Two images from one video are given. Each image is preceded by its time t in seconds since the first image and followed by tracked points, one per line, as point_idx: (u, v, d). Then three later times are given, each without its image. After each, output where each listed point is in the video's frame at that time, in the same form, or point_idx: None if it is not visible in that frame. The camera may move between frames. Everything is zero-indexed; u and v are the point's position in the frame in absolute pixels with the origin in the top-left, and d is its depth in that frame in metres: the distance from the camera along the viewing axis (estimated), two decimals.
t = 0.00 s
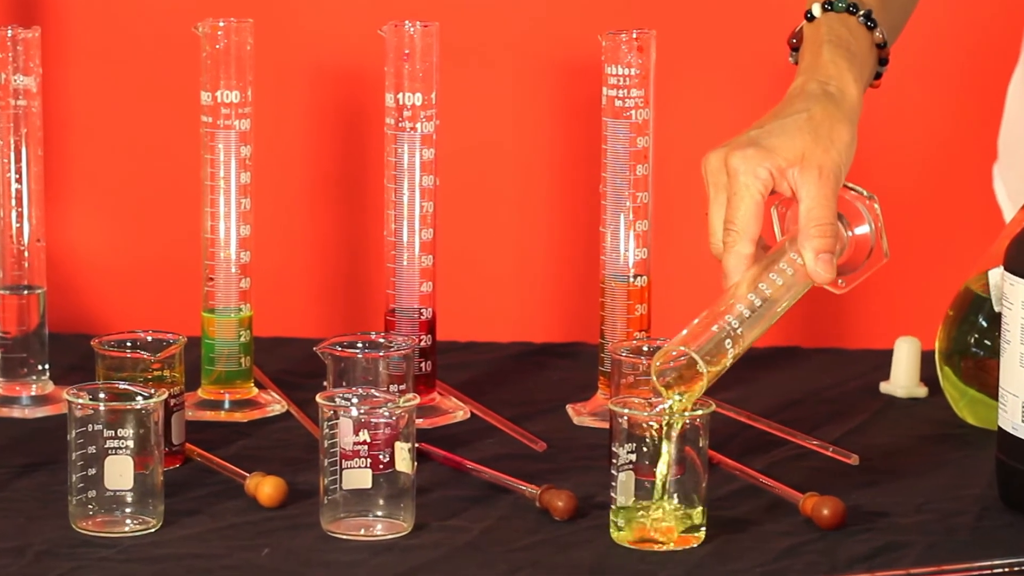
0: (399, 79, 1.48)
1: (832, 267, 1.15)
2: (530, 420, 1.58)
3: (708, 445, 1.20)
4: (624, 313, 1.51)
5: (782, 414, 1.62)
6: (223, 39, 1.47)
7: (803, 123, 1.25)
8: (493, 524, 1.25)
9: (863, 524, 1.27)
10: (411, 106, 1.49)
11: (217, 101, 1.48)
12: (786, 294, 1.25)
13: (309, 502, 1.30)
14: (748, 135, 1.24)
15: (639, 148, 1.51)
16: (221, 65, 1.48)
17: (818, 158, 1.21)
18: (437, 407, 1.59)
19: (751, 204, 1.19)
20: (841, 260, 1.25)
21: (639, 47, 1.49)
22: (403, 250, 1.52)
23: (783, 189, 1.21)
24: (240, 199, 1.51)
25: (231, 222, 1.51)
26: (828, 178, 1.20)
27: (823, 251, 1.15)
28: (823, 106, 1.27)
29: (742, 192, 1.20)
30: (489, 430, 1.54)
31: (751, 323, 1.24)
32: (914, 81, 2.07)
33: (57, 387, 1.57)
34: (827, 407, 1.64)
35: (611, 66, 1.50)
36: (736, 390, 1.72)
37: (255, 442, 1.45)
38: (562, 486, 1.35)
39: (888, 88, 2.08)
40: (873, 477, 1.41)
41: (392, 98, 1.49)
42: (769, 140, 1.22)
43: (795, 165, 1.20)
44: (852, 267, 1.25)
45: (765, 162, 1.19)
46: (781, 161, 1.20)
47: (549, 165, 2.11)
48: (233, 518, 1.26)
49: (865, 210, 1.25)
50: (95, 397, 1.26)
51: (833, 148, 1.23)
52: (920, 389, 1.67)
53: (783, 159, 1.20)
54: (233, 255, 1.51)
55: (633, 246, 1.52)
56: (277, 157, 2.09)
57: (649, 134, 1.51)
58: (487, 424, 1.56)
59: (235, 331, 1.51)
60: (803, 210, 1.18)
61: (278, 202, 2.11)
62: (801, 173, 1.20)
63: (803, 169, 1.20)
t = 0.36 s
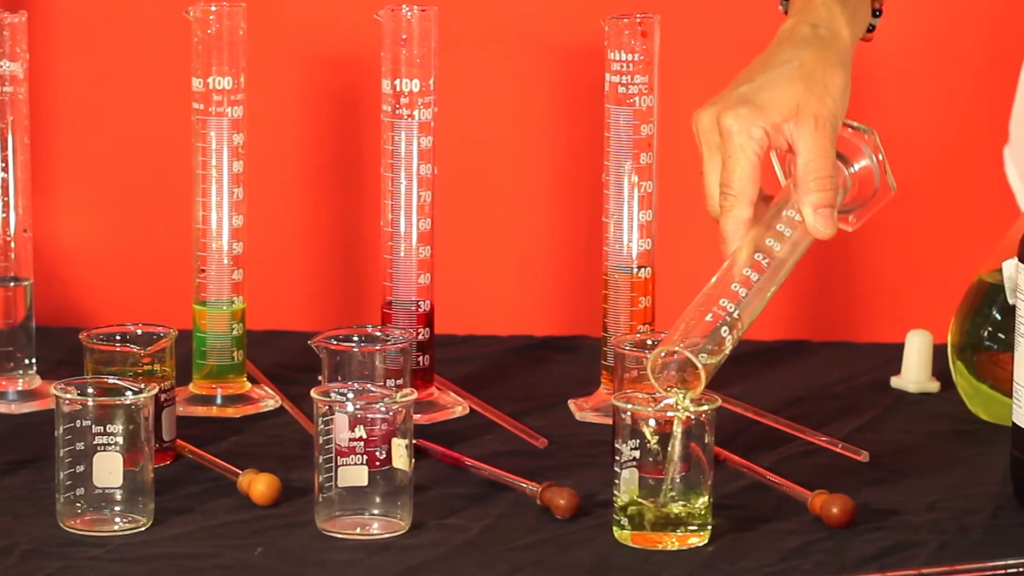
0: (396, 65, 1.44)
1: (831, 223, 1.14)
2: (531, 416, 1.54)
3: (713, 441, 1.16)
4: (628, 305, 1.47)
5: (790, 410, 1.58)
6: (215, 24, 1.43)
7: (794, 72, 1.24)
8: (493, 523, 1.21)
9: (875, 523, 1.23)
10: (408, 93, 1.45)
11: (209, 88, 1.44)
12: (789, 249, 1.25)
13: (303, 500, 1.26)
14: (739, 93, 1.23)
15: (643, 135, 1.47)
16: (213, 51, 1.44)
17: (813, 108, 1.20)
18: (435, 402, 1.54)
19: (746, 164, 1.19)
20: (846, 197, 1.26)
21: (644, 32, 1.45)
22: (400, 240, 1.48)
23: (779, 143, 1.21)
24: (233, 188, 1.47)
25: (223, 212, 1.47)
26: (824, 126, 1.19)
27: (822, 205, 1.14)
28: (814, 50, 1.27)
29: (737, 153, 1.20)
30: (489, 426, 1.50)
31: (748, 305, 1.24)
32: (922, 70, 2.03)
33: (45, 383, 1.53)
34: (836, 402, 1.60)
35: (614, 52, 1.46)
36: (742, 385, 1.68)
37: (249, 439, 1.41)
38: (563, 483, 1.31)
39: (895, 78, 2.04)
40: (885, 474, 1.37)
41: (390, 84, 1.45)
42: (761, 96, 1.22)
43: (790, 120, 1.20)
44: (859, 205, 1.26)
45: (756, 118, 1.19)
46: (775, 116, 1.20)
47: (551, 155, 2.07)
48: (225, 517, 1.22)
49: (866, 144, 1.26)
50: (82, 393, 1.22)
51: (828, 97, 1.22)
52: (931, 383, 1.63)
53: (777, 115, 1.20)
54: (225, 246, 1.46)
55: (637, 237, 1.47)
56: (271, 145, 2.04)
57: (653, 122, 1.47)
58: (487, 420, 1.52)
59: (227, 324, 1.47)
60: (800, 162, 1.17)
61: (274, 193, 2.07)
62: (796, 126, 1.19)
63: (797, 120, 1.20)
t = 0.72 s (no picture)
0: (394, 51, 1.42)
1: (829, 187, 1.12)
2: (532, 411, 1.50)
3: (719, 437, 1.12)
4: (630, 298, 1.45)
5: (797, 406, 1.54)
6: (207, 9, 1.40)
7: (781, 32, 1.21)
8: (492, 522, 1.17)
9: (886, 521, 1.19)
10: (405, 80, 1.42)
11: (200, 74, 1.40)
12: (791, 217, 1.21)
13: (297, 499, 1.22)
14: (727, 61, 1.21)
15: (646, 123, 1.43)
16: (204, 36, 1.40)
17: (804, 68, 1.18)
18: (432, 398, 1.50)
19: (739, 132, 1.16)
20: (846, 148, 1.25)
21: (647, 17, 1.41)
22: (396, 232, 1.45)
23: (772, 106, 1.19)
24: (225, 177, 1.43)
25: (214, 202, 1.43)
26: (814, 84, 1.16)
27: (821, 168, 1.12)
28: (800, 5, 1.25)
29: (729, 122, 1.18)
30: (489, 422, 1.46)
31: (746, 291, 1.19)
32: (928, 58, 2.00)
33: (32, 378, 1.52)
34: (844, 397, 1.56)
35: (617, 37, 1.43)
36: (747, 380, 1.64)
37: (242, 435, 1.37)
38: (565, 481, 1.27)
39: (904, 66, 2.00)
40: (896, 471, 1.33)
41: (386, 70, 1.43)
42: (749, 61, 1.19)
43: (781, 83, 1.17)
44: (861, 154, 1.26)
45: (745, 84, 1.17)
46: (763, 80, 1.18)
47: (553, 146, 2.03)
48: (217, 514, 1.18)
49: (860, 93, 1.25)
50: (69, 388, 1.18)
51: (818, 54, 1.19)
52: (942, 378, 1.59)
53: (767, 80, 1.18)
54: (216, 238, 1.43)
55: (641, 228, 1.45)
56: (265, 137, 2.01)
57: (656, 110, 1.44)
58: (486, 416, 1.48)
59: (219, 317, 1.44)
60: (795, 125, 1.14)
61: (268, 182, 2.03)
62: (788, 88, 1.17)
63: (787, 82, 1.17)
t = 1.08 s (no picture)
0: (393, 45, 1.41)
1: (840, 205, 1.14)
2: (534, 409, 1.49)
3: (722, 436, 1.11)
4: (632, 295, 1.42)
5: (800, 403, 1.53)
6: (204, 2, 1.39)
7: (798, 68, 1.27)
8: (491, 521, 1.15)
9: (893, 521, 1.18)
10: (405, 74, 1.41)
11: (198, 68, 1.40)
12: (798, 254, 1.18)
13: (294, 497, 1.20)
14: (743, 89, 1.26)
15: (649, 118, 1.41)
16: (202, 30, 1.39)
17: (815, 99, 1.23)
18: (432, 396, 1.49)
19: (750, 156, 1.20)
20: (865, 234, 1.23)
21: (650, 10, 1.40)
22: (396, 228, 1.44)
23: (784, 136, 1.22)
24: (222, 172, 1.43)
25: (212, 197, 1.43)
26: (827, 118, 1.21)
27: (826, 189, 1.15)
28: (814, 48, 1.32)
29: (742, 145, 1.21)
30: (490, 420, 1.44)
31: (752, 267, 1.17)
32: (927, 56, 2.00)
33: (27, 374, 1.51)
34: (847, 395, 1.55)
35: (620, 30, 1.41)
36: (751, 378, 1.63)
37: (240, 433, 1.36)
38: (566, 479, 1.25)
39: (904, 65, 2.01)
40: (902, 470, 1.31)
41: (385, 64, 1.42)
42: (763, 90, 1.24)
43: (794, 111, 1.21)
44: (880, 245, 1.23)
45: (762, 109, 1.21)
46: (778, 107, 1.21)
47: (556, 144, 2.02)
48: (213, 514, 1.16)
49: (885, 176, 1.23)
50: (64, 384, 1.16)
51: (832, 91, 1.25)
52: (948, 376, 1.58)
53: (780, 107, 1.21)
54: (213, 233, 1.42)
55: (643, 224, 1.43)
56: (263, 131, 2.01)
57: (659, 104, 1.42)
58: (487, 414, 1.47)
59: (216, 314, 1.43)
60: (806, 151, 1.18)
61: (268, 179, 2.03)
62: (801, 117, 1.21)
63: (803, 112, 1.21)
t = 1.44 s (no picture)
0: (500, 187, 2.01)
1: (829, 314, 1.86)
2: (602, 452, 1.99)
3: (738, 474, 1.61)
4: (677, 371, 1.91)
5: (800, 448, 2.04)
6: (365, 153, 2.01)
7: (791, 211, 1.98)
8: (571, 534, 1.64)
9: (861, 534, 1.66)
10: (508, 207, 2.01)
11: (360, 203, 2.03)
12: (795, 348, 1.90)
13: (427, 514, 1.70)
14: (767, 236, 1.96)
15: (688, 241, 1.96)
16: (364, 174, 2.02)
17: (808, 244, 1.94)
18: (528, 441, 2.01)
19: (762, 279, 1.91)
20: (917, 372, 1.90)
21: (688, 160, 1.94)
22: (502, 318, 2.00)
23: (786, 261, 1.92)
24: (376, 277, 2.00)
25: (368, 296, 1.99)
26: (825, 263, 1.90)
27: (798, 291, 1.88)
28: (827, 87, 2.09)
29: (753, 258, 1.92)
30: (571, 461, 1.95)
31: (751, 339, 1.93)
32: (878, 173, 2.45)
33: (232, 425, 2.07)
34: (834, 442, 2.07)
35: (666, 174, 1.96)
36: (765, 428, 2.15)
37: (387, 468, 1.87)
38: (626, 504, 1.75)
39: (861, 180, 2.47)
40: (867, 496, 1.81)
41: (494, 201, 2.02)
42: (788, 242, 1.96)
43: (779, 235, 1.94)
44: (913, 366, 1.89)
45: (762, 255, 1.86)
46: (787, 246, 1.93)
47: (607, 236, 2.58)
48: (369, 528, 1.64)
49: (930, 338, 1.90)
50: (262, 433, 1.66)
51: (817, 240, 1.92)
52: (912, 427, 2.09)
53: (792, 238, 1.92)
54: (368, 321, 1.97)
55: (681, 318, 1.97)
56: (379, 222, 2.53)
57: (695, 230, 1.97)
58: (569, 456, 1.98)
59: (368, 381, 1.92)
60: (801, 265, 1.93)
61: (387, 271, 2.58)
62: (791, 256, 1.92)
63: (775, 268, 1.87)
